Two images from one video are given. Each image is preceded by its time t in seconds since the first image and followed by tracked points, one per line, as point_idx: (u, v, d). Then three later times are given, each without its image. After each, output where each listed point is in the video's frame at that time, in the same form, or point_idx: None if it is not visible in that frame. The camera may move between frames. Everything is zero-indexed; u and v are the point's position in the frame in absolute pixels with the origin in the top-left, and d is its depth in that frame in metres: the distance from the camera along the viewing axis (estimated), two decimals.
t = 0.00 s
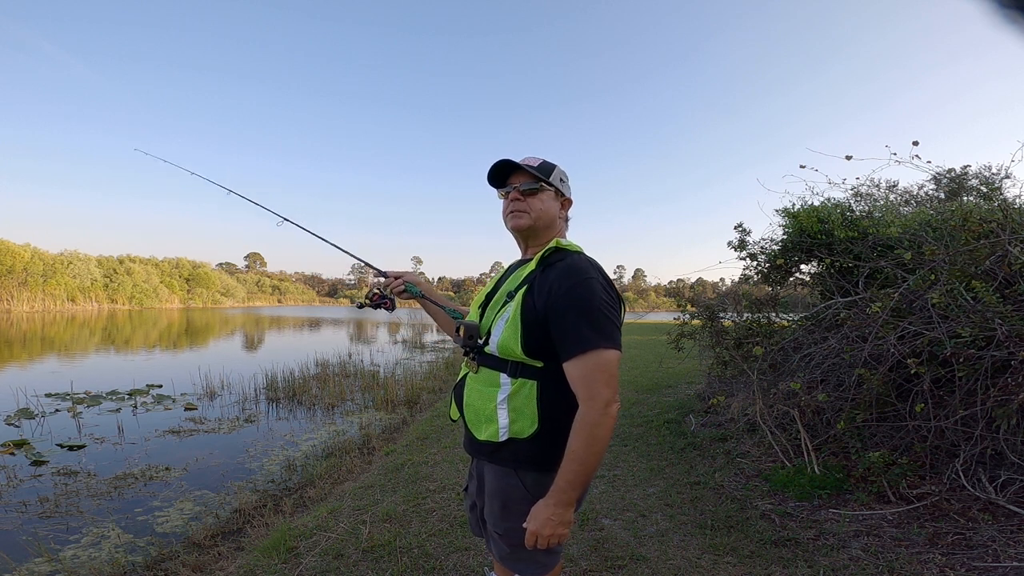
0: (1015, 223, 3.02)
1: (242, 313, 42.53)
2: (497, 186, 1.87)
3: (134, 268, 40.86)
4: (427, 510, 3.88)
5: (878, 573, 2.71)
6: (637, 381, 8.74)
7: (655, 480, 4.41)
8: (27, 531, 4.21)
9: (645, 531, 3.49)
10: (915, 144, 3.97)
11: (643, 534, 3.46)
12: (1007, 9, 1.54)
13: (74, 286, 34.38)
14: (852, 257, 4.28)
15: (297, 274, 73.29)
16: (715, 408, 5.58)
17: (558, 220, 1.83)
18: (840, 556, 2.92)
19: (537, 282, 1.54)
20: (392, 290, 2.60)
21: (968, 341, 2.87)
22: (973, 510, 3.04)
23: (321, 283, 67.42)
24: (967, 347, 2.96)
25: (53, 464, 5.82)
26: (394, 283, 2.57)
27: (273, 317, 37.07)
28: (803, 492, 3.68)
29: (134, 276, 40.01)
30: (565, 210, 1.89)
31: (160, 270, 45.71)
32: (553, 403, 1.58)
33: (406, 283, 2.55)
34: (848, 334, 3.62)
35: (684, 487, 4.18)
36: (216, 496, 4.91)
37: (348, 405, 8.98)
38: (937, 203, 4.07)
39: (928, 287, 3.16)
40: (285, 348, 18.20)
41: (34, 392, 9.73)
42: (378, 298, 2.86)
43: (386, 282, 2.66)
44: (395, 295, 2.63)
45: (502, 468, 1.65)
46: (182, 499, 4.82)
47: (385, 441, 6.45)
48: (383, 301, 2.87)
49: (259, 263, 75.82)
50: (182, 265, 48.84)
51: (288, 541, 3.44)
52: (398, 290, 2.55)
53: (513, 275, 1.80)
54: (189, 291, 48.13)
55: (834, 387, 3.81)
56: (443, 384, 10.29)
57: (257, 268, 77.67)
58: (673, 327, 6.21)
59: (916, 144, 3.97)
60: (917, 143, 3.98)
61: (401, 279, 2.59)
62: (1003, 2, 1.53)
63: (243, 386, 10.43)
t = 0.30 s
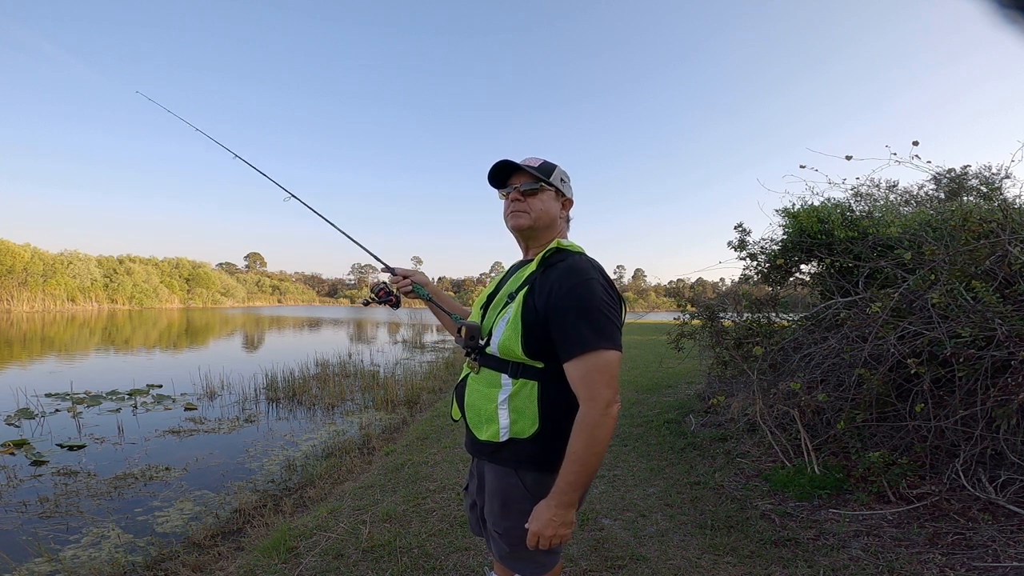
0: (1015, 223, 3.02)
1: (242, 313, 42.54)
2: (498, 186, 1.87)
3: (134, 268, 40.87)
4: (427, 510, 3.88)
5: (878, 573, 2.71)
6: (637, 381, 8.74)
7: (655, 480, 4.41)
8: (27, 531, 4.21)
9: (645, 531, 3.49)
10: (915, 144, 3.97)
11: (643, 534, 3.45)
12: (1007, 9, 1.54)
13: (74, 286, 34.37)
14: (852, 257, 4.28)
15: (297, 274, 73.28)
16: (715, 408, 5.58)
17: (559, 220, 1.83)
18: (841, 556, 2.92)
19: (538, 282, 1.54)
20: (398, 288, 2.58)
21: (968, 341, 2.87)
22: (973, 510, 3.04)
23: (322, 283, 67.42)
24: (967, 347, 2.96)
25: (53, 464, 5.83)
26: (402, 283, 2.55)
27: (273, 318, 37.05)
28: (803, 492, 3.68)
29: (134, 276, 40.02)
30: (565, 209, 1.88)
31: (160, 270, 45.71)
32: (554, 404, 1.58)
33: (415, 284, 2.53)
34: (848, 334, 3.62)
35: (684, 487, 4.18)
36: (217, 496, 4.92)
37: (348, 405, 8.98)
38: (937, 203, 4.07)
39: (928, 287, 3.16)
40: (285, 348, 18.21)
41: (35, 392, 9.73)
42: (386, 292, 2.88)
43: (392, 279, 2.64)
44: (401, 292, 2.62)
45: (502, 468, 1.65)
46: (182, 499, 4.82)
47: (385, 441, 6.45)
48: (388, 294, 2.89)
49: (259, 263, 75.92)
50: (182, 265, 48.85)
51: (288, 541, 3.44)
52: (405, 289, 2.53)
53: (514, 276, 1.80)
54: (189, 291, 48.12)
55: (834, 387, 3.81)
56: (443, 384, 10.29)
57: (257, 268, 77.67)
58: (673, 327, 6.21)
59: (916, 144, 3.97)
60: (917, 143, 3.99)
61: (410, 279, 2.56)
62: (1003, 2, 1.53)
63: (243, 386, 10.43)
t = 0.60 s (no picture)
0: (1015, 223, 3.02)
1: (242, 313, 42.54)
2: (498, 186, 1.88)
3: (134, 268, 40.88)
4: (427, 510, 3.88)
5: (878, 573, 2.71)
6: (637, 381, 8.74)
7: (655, 480, 4.41)
8: (27, 531, 4.21)
9: (645, 531, 3.49)
10: (915, 144, 3.97)
11: (643, 534, 3.45)
12: (1007, 10, 1.54)
13: (74, 286, 34.38)
14: (852, 257, 4.28)
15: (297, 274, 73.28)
16: (715, 408, 5.58)
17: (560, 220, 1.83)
18: (841, 556, 2.92)
19: (538, 283, 1.54)
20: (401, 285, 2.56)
21: (968, 341, 2.87)
22: (973, 510, 3.04)
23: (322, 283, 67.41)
24: (967, 347, 2.96)
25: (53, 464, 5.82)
26: (406, 281, 2.53)
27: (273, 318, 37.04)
28: (803, 492, 3.68)
29: (134, 276, 40.02)
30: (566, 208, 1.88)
31: (160, 270, 45.72)
32: (553, 404, 1.58)
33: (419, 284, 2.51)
34: (848, 334, 3.62)
35: (684, 487, 4.18)
36: (216, 496, 4.91)
37: (348, 405, 8.98)
38: (937, 203, 4.07)
39: (928, 287, 3.16)
40: (285, 348, 18.21)
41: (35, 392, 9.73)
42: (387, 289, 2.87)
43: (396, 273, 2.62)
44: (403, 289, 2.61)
45: (502, 467, 1.65)
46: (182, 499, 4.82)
47: (384, 441, 6.45)
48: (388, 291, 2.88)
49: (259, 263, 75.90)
50: (182, 265, 48.85)
51: (288, 541, 3.44)
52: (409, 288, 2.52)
53: (514, 277, 1.80)
54: (189, 291, 48.12)
55: (834, 387, 3.81)
56: (443, 384, 10.29)
57: (257, 268, 77.67)
58: (673, 327, 6.21)
59: (916, 144, 3.97)
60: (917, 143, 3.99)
61: (413, 277, 2.54)
62: (1003, 2, 1.53)
63: (243, 386, 10.43)
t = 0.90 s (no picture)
0: (1015, 223, 3.03)
1: (242, 313, 42.55)
2: (497, 186, 1.87)
3: (134, 268, 40.89)
4: (427, 510, 3.87)
5: (878, 573, 2.71)
6: (637, 381, 8.74)
7: (655, 480, 4.40)
8: (27, 531, 4.21)
9: (645, 531, 3.49)
10: (915, 144, 3.97)
11: (643, 534, 3.45)
12: (1007, 10, 1.54)
13: (74, 286, 34.38)
14: (852, 257, 4.28)
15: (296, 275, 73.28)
16: (715, 408, 5.58)
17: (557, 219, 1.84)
18: (840, 556, 2.92)
19: (537, 283, 1.53)
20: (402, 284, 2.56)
21: (968, 340, 2.87)
22: (973, 510, 3.04)
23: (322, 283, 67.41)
24: (967, 347, 2.96)
25: (53, 464, 5.82)
26: (407, 280, 2.52)
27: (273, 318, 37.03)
28: (803, 492, 3.68)
29: (133, 276, 40.02)
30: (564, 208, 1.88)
31: (160, 270, 45.74)
32: (552, 403, 1.58)
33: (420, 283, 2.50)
34: (848, 334, 3.62)
35: (684, 487, 4.18)
36: (217, 496, 4.92)
37: (348, 405, 8.98)
38: (937, 203, 4.07)
39: (928, 287, 3.16)
40: (285, 348, 18.20)
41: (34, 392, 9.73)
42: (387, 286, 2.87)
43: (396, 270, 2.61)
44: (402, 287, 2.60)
45: (502, 466, 1.65)
46: (182, 499, 4.82)
47: (385, 441, 6.45)
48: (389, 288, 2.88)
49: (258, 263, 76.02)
50: (182, 265, 48.84)
51: (287, 541, 3.44)
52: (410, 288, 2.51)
53: (514, 276, 1.79)
54: (189, 291, 48.12)
55: (834, 387, 3.81)
56: (443, 384, 10.29)
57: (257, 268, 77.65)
58: (673, 327, 6.21)
59: (916, 144, 3.97)
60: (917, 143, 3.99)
61: (414, 276, 2.53)
62: (1002, 2, 1.53)
63: (243, 386, 10.43)
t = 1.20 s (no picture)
0: (1015, 223, 3.03)
1: (242, 313, 42.55)
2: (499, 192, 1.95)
3: (134, 268, 40.90)
4: (427, 510, 3.87)
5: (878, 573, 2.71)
6: (637, 381, 8.74)
7: (655, 480, 4.41)
8: (27, 531, 4.21)
9: (645, 531, 3.49)
10: (915, 144, 3.97)
11: (643, 534, 3.45)
12: (1007, 9, 1.54)
13: (74, 286, 34.38)
14: (852, 257, 4.28)
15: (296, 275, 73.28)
16: (715, 408, 5.58)
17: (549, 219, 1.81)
18: (841, 556, 2.92)
19: (536, 282, 1.53)
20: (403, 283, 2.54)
21: (968, 340, 2.87)
22: (973, 510, 3.04)
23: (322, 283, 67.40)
24: (967, 347, 2.96)
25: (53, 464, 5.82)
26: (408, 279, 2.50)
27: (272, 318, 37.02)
28: (803, 492, 3.68)
29: (133, 276, 40.03)
30: (559, 205, 1.81)
31: (160, 270, 45.76)
32: (551, 404, 1.58)
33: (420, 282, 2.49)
34: (848, 334, 3.62)
35: (684, 487, 4.18)
36: (217, 496, 4.92)
37: (348, 405, 8.98)
38: (937, 203, 4.07)
39: (928, 287, 3.16)
40: (285, 348, 18.21)
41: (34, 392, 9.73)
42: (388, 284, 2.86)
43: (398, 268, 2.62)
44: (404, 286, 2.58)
45: (499, 465, 1.65)
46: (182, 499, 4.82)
47: (385, 441, 6.45)
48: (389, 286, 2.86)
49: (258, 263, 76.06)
50: (182, 265, 48.84)
51: (288, 541, 3.44)
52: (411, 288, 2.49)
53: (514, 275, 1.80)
54: (189, 291, 48.12)
55: (834, 387, 3.81)
56: (443, 384, 10.29)
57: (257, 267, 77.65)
58: (673, 327, 6.20)
59: (916, 144, 3.97)
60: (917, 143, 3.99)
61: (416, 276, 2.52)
62: (1003, 2, 1.53)
63: (243, 386, 10.43)
